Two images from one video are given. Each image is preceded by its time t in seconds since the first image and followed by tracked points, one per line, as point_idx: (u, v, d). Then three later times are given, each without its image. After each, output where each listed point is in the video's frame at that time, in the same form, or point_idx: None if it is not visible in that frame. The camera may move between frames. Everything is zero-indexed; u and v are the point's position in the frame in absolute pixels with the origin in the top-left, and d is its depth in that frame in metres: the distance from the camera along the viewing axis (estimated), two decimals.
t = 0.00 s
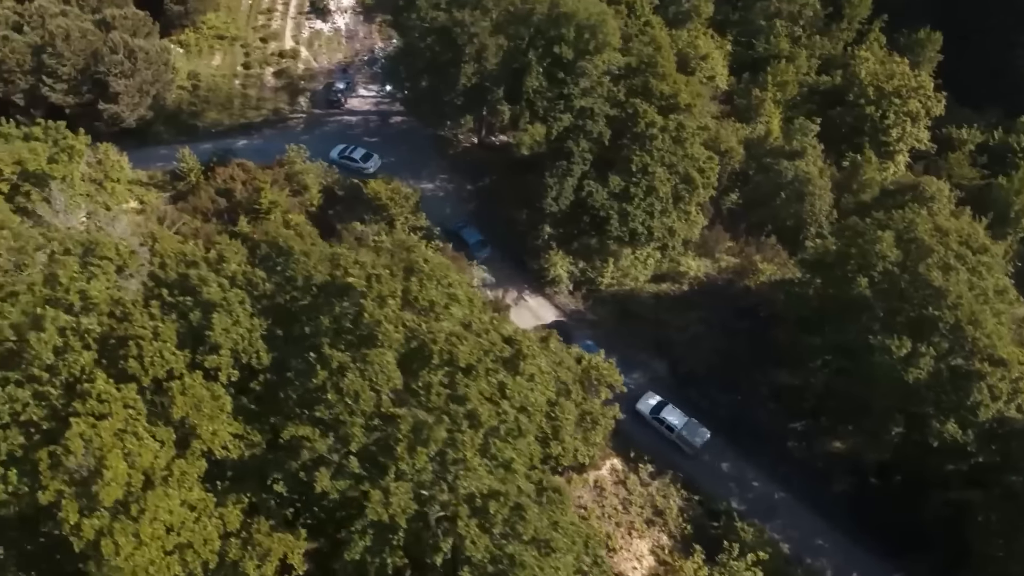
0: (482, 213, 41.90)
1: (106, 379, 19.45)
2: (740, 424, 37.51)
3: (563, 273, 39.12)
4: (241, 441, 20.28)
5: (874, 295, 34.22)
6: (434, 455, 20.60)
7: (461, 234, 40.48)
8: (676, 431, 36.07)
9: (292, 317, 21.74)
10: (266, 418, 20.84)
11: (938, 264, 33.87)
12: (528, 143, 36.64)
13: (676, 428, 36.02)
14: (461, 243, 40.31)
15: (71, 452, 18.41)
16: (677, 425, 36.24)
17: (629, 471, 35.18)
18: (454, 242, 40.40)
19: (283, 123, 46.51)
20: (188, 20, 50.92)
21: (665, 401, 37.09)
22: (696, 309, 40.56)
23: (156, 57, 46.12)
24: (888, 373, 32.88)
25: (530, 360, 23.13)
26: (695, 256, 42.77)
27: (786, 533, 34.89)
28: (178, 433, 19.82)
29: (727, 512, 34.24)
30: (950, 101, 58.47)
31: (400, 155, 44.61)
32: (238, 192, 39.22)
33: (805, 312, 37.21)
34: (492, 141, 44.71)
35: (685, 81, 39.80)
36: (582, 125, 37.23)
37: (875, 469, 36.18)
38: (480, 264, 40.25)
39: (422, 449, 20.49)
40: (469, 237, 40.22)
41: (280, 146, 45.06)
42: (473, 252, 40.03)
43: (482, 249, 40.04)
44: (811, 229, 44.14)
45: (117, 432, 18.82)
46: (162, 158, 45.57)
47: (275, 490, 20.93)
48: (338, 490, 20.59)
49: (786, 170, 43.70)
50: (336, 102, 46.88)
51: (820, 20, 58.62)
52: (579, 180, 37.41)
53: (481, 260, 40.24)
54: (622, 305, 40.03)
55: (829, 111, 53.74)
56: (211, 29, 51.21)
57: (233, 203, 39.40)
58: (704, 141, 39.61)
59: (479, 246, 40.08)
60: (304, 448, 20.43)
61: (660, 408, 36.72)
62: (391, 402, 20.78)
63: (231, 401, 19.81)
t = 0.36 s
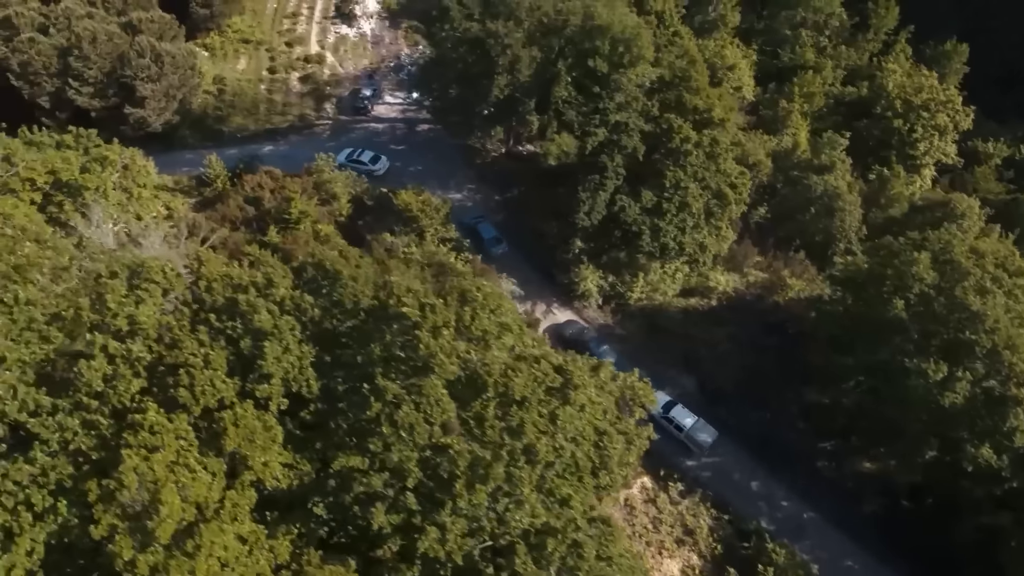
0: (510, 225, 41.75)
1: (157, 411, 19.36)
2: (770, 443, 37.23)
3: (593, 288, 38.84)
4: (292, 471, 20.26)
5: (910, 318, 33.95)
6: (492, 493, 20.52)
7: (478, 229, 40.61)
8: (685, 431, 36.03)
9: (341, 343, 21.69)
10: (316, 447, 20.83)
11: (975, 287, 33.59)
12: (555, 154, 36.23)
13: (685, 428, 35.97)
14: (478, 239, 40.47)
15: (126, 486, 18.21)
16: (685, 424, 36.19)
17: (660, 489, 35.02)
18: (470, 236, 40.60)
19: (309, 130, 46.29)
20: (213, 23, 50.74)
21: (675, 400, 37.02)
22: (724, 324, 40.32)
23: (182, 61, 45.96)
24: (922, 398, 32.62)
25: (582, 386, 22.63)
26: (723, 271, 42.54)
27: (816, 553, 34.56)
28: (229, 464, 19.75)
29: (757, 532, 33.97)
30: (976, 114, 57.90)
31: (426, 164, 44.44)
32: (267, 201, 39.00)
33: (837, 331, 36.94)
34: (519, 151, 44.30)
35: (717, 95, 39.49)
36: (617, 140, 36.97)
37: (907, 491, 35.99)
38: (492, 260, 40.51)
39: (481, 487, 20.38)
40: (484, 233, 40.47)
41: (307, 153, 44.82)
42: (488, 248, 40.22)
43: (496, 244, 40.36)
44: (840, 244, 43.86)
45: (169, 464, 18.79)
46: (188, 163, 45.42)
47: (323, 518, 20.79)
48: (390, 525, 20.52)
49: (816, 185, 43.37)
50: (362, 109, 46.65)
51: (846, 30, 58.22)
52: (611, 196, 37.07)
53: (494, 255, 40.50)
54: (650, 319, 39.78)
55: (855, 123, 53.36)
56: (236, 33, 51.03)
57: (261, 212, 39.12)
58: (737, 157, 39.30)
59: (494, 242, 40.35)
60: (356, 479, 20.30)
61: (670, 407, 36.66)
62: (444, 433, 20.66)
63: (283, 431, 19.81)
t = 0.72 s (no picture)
0: (535, 236, 41.31)
1: (206, 445, 19.24)
2: (798, 459, 36.81)
3: (618, 301, 38.62)
4: (339, 504, 20.18)
5: (944, 338, 33.56)
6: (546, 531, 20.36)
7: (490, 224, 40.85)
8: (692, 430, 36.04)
9: (388, 370, 21.27)
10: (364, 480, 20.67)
11: (1009, 306, 33.16)
12: (578, 163, 36.32)
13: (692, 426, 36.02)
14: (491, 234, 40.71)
15: (176, 526, 18.15)
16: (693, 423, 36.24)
17: (688, 507, 34.82)
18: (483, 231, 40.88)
19: (329, 137, 45.86)
20: (231, 26, 50.34)
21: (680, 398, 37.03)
22: (750, 339, 39.97)
23: (202, 66, 45.54)
24: (958, 419, 32.30)
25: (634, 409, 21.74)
26: (748, 284, 42.18)
27: (843, 572, 34.19)
28: (277, 499, 19.63)
29: (786, 551, 33.72)
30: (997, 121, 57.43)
31: (448, 172, 43.97)
32: (290, 210, 38.49)
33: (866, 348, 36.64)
34: (540, 159, 44.38)
35: (746, 107, 39.07)
36: (648, 154, 36.02)
37: (934, 511, 35.61)
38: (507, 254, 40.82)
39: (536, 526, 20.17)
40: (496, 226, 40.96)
41: (327, 160, 44.41)
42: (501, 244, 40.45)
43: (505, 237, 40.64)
44: (865, 257, 43.48)
45: (219, 500, 18.69)
46: (207, 169, 45.23)
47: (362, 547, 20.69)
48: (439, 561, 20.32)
49: (841, 197, 42.97)
50: (383, 116, 46.18)
51: (866, 37, 57.77)
52: (637, 211, 36.62)
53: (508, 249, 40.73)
54: (675, 333, 39.41)
55: (876, 132, 52.94)
56: (254, 37, 50.57)
57: (283, 222, 38.60)
58: (766, 170, 38.88)
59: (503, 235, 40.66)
60: (408, 516, 20.34)
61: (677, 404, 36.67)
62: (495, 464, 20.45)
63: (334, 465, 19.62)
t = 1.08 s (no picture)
0: (559, 248, 40.96)
1: (255, 486, 18.58)
2: (823, 476, 36.47)
3: (645, 316, 38.25)
4: (388, 542, 19.30)
5: (976, 359, 33.03)
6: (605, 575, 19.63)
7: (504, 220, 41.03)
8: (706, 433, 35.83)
9: (434, 401, 20.89)
10: (415, 518, 19.77)
11: None
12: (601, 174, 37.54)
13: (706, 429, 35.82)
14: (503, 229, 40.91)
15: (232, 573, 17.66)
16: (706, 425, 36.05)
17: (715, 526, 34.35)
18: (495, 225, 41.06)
19: (349, 145, 45.44)
20: (249, 32, 49.85)
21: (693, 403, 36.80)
22: (776, 355, 39.69)
23: (221, 73, 45.18)
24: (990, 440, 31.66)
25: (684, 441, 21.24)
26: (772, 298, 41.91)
27: None
28: (328, 540, 18.93)
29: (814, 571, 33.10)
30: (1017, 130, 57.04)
31: (470, 182, 43.44)
32: (314, 223, 38.03)
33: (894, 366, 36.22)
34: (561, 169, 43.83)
35: (774, 120, 38.70)
36: (677, 169, 35.71)
37: (963, 531, 34.90)
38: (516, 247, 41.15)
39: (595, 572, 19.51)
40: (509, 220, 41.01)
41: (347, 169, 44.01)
42: (513, 239, 40.68)
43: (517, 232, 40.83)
44: (890, 271, 43.13)
45: (272, 545, 18.07)
46: (226, 176, 44.76)
47: None
48: None
49: (866, 210, 42.61)
50: (403, 125, 45.75)
51: (885, 45, 57.46)
52: (666, 226, 36.29)
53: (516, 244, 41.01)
54: (698, 347, 39.16)
55: (896, 141, 52.52)
56: (272, 42, 50.17)
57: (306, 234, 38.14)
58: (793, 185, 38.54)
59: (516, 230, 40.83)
60: (459, 555, 19.50)
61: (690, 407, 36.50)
62: (550, 503, 19.69)
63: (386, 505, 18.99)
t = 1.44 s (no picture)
0: (579, 263, 40.95)
1: (310, 534, 18.42)
2: (850, 500, 36.50)
3: (668, 334, 38.28)
4: None
5: (1003, 380, 32.54)
6: None
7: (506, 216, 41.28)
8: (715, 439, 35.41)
9: (481, 437, 20.80)
10: (462, 561, 19.77)
11: None
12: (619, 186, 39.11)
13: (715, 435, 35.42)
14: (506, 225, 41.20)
15: None
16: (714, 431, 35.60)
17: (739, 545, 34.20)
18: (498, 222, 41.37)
19: (365, 157, 45.17)
20: (262, 41, 49.48)
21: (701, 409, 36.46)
22: (798, 373, 39.54)
23: (237, 85, 44.84)
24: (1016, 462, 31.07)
25: (731, 479, 21.16)
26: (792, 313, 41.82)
27: None
28: None
29: None
30: None
31: (489, 197, 43.23)
32: (334, 239, 37.79)
33: (918, 386, 35.76)
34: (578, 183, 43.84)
35: (796, 136, 38.57)
36: (702, 188, 35.76)
37: (987, 551, 34.35)
38: (533, 256, 41.23)
39: None
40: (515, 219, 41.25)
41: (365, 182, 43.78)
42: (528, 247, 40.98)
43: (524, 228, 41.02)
44: (908, 286, 42.80)
45: None
46: (242, 190, 44.52)
47: None
48: None
49: (884, 225, 42.48)
50: (420, 137, 45.50)
51: (897, 54, 57.18)
52: (689, 245, 36.24)
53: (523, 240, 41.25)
54: (720, 365, 39.12)
55: (910, 152, 52.33)
56: (285, 53, 49.90)
57: (328, 251, 37.89)
58: (816, 202, 38.41)
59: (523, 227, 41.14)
60: None
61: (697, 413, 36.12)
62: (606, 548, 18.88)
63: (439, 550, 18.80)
